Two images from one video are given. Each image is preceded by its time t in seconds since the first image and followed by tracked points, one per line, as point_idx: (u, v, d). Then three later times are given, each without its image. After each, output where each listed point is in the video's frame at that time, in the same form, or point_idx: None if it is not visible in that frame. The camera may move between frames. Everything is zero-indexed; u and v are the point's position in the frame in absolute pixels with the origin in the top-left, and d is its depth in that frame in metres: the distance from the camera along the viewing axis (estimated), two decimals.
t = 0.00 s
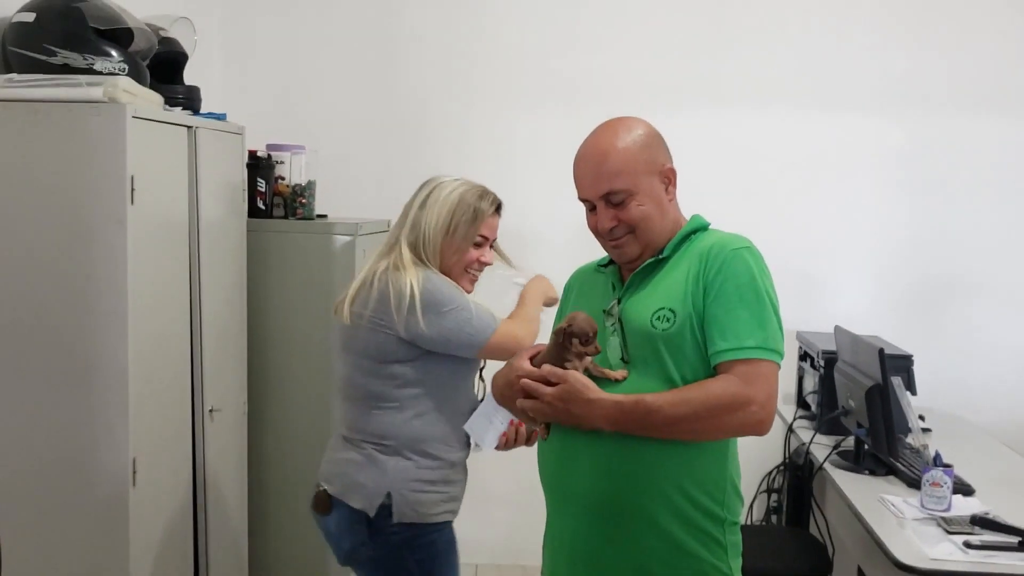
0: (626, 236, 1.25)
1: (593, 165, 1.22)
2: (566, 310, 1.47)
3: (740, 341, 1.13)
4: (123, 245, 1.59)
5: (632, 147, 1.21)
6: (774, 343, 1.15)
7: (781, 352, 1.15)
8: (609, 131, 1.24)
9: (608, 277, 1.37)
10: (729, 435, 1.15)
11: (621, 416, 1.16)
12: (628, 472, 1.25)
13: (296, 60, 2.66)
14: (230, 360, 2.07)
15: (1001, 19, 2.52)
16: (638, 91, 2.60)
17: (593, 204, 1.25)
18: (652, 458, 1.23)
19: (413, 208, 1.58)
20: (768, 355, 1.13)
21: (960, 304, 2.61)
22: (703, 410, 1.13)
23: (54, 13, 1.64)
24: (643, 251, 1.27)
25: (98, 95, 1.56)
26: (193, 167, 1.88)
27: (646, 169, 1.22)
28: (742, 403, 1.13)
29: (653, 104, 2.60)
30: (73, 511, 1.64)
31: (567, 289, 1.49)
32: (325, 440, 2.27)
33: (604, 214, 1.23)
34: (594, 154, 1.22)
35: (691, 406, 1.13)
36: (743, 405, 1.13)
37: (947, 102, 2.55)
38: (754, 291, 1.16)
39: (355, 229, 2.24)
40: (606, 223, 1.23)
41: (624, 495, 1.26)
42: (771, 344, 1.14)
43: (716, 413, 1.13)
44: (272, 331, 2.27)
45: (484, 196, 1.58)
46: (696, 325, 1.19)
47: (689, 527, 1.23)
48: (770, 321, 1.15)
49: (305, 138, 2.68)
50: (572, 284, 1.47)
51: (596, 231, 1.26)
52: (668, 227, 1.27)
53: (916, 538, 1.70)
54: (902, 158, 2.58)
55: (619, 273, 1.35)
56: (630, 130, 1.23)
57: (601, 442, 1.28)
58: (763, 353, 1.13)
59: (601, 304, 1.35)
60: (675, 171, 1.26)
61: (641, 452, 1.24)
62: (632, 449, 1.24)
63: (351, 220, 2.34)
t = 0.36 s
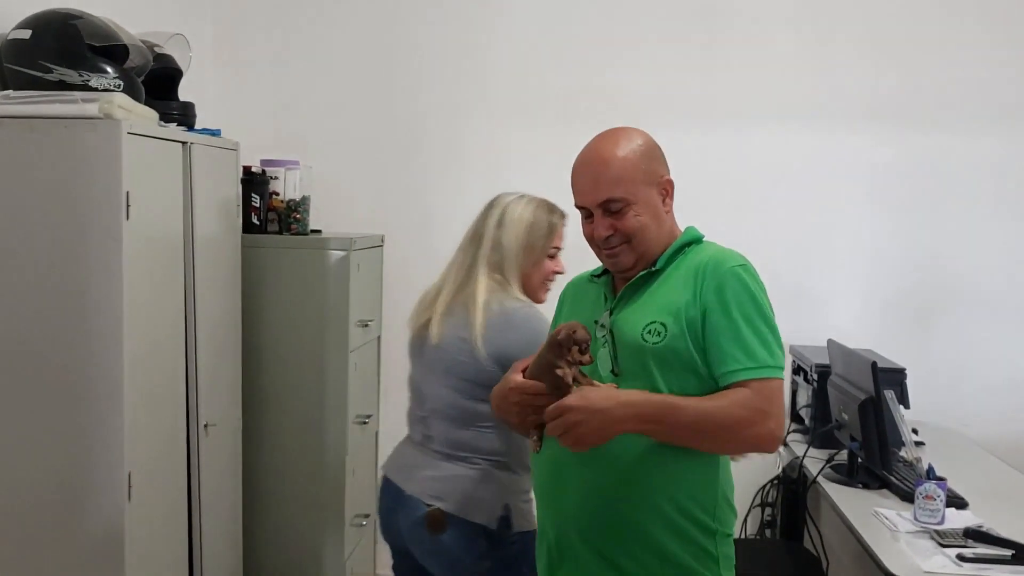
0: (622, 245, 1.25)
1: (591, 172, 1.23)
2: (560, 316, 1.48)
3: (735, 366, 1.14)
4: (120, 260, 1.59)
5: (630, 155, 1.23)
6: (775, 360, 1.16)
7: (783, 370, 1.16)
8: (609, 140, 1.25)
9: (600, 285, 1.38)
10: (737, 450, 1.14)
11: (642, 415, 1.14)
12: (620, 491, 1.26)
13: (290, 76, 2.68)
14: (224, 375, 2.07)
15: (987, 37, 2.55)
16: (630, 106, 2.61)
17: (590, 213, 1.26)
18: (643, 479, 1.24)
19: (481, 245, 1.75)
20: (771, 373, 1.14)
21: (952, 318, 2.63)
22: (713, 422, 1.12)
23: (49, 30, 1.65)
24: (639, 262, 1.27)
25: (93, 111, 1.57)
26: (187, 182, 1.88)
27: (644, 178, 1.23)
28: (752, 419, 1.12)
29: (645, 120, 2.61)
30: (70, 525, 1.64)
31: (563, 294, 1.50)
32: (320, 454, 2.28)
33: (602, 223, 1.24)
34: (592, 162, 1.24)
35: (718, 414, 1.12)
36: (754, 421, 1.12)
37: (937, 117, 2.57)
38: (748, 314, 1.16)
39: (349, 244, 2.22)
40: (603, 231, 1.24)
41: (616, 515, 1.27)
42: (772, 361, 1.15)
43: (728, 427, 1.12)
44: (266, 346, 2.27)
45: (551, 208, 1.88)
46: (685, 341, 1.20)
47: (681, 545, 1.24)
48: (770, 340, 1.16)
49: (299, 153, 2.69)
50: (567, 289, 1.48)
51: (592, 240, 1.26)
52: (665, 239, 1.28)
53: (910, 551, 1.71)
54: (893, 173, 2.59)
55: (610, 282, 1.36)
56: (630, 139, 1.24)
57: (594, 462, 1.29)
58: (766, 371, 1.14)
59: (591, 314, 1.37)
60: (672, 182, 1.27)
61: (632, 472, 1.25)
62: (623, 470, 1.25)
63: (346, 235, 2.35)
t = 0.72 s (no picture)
0: (669, 249, 1.18)
1: (639, 171, 1.16)
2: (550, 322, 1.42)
3: (762, 372, 1.12)
4: (118, 265, 1.59)
5: (674, 153, 1.17)
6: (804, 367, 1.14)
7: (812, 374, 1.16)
8: (644, 138, 1.18)
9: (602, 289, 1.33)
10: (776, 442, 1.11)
11: (690, 379, 1.10)
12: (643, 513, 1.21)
13: (288, 82, 2.69)
14: (222, 381, 2.07)
15: (987, 42, 2.54)
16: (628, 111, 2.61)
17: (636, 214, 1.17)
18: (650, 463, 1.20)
19: (516, 300, 1.83)
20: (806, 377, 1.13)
21: (951, 323, 2.62)
22: (766, 408, 1.09)
23: (47, 37, 1.66)
24: (679, 268, 1.21)
25: (90, 117, 1.57)
26: (185, 188, 1.88)
27: (688, 178, 1.18)
28: (797, 411, 1.11)
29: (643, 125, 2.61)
30: (67, 531, 1.63)
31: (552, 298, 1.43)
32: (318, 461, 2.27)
33: (654, 222, 1.16)
34: (636, 160, 1.16)
35: (770, 394, 1.09)
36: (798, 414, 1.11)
37: (934, 122, 2.57)
38: (777, 327, 1.14)
39: (347, 250, 2.23)
40: (657, 231, 1.16)
41: (637, 540, 1.21)
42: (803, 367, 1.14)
43: (779, 415, 1.10)
44: (264, 351, 2.27)
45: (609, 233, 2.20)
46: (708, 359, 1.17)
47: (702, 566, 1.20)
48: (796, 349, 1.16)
49: (297, 159, 2.69)
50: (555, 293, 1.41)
51: (637, 246, 1.18)
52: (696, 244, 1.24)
53: (908, 556, 1.71)
54: (890, 178, 2.60)
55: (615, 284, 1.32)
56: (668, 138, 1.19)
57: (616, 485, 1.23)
58: (804, 375, 1.13)
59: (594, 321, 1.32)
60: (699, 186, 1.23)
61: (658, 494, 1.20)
62: (649, 491, 1.20)
63: (344, 241, 2.35)
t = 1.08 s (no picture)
0: (718, 248, 1.23)
1: (696, 168, 1.21)
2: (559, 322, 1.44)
3: (791, 376, 1.19)
4: (117, 267, 1.59)
5: (727, 153, 1.22)
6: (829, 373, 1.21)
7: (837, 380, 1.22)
8: (695, 138, 1.23)
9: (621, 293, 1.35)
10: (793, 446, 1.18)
11: (719, 374, 1.16)
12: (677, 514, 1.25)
13: (286, 83, 2.69)
14: (221, 382, 2.07)
15: (986, 43, 2.55)
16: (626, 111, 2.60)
17: (687, 212, 1.22)
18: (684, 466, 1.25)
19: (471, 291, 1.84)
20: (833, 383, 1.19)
21: (949, 322, 2.62)
22: (795, 410, 1.15)
23: (45, 37, 1.65)
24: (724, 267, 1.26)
25: (88, 118, 1.57)
26: (183, 189, 1.88)
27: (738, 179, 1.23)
28: (825, 418, 1.16)
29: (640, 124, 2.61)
30: (68, 534, 1.63)
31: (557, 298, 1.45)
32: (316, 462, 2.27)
33: (709, 222, 1.21)
34: (692, 158, 1.21)
35: (793, 400, 1.15)
36: (827, 421, 1.17)
37: (932, 121, 2.57)
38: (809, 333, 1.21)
39: (345, 251, 2.23)
40: (711, 231, 1.20)
41: (670, 539, 1.27)
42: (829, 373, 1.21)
43: (808, 421, 1.16)
44: (263, 352, 2.27)
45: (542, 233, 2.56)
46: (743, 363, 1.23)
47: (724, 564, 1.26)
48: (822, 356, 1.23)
49: (294, 159, 2.69)
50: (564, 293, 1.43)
51: (687, 243, 1.22)
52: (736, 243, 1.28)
53: (907, 556, 1.71)
54: (888, 179, 2.59)
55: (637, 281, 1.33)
56: (718, 138, 1.24)
57: (650, 489, 1.27)
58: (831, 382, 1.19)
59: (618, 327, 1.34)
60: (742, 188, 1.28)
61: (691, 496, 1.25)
62: (684, 494, 1.25)
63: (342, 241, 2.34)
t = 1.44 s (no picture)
0: (760, 266, 1.09)
1: (746, 175, 1.07)
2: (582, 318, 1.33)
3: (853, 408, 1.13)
4: (116, 270, 1.59)
5: (779, 158, 1.09)
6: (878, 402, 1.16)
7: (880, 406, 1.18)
8: (744, 139, 1.10)
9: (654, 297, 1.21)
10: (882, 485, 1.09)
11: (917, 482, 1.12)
12: (692, 543, 1.17)
13: (285, 84, 2.69)
14: (220, 384, 2.07)
15: (985, 41, 2.53)
16: (625, 111, 2.61)
17: (732, 225, 1.08)
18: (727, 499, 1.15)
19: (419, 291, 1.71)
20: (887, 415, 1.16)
21: (948, 322, 2.62)
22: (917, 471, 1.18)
23: (43, 39, 1.65)
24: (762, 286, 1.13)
25: (88, 120, 1.57)
26: (183, 190, 1.88)
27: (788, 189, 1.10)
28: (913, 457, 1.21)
29: (639, 124, 2.62)
30: (69, 537, 1.63)
31: (583, 292, 1.35)
32: (315, 463, 2.27)
33: (756, 238, 1.07)
34: (740, 163, 1.07)
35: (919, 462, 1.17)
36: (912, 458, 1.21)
37: (930, 120, 2.57)
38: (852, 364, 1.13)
39: (344, 252, 2.22)
40: (757, 246, 1.06)
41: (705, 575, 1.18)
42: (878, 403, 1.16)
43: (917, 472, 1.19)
44: (263, 352, 2.27)
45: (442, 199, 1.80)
46: (782, 392, 1.13)
47: None
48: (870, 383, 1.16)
49: (294, 160, 2.70)
50: (592, 288, 1.33)
51: (726, 258, 1.08)
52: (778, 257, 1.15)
53: (907, 556, 1.71)
54: (886, 179, 2.60)
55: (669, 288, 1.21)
56: (767, 139, 1.11)
57: (679, 520, 1.17)
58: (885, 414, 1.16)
59: (652, 335, 1.20)
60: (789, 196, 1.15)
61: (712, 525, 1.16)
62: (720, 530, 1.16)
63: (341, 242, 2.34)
